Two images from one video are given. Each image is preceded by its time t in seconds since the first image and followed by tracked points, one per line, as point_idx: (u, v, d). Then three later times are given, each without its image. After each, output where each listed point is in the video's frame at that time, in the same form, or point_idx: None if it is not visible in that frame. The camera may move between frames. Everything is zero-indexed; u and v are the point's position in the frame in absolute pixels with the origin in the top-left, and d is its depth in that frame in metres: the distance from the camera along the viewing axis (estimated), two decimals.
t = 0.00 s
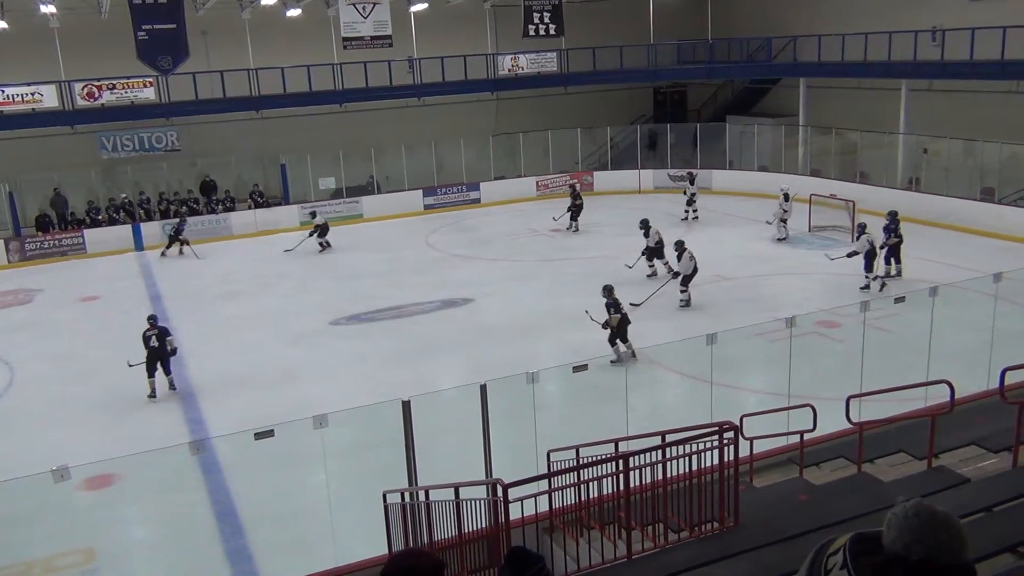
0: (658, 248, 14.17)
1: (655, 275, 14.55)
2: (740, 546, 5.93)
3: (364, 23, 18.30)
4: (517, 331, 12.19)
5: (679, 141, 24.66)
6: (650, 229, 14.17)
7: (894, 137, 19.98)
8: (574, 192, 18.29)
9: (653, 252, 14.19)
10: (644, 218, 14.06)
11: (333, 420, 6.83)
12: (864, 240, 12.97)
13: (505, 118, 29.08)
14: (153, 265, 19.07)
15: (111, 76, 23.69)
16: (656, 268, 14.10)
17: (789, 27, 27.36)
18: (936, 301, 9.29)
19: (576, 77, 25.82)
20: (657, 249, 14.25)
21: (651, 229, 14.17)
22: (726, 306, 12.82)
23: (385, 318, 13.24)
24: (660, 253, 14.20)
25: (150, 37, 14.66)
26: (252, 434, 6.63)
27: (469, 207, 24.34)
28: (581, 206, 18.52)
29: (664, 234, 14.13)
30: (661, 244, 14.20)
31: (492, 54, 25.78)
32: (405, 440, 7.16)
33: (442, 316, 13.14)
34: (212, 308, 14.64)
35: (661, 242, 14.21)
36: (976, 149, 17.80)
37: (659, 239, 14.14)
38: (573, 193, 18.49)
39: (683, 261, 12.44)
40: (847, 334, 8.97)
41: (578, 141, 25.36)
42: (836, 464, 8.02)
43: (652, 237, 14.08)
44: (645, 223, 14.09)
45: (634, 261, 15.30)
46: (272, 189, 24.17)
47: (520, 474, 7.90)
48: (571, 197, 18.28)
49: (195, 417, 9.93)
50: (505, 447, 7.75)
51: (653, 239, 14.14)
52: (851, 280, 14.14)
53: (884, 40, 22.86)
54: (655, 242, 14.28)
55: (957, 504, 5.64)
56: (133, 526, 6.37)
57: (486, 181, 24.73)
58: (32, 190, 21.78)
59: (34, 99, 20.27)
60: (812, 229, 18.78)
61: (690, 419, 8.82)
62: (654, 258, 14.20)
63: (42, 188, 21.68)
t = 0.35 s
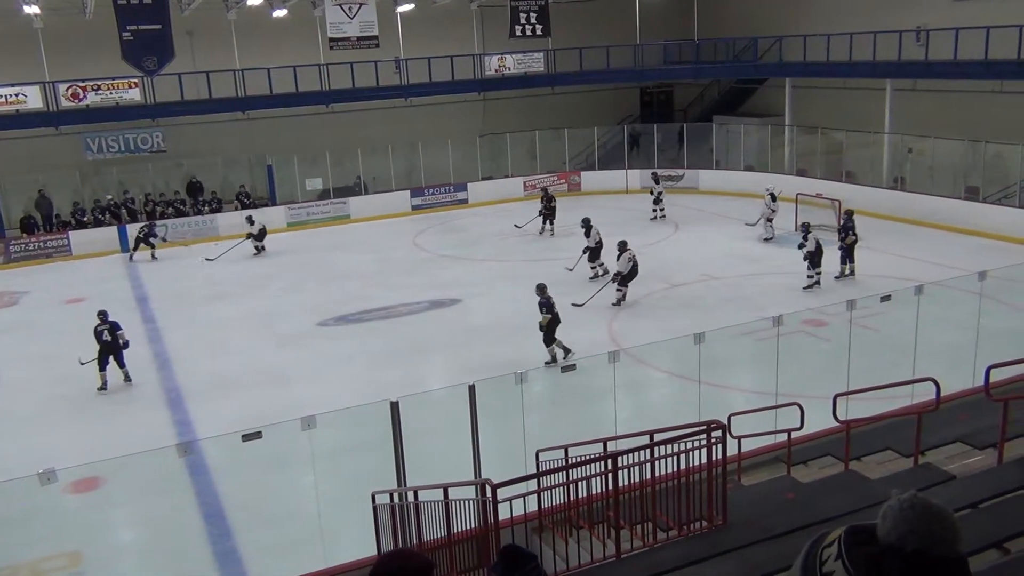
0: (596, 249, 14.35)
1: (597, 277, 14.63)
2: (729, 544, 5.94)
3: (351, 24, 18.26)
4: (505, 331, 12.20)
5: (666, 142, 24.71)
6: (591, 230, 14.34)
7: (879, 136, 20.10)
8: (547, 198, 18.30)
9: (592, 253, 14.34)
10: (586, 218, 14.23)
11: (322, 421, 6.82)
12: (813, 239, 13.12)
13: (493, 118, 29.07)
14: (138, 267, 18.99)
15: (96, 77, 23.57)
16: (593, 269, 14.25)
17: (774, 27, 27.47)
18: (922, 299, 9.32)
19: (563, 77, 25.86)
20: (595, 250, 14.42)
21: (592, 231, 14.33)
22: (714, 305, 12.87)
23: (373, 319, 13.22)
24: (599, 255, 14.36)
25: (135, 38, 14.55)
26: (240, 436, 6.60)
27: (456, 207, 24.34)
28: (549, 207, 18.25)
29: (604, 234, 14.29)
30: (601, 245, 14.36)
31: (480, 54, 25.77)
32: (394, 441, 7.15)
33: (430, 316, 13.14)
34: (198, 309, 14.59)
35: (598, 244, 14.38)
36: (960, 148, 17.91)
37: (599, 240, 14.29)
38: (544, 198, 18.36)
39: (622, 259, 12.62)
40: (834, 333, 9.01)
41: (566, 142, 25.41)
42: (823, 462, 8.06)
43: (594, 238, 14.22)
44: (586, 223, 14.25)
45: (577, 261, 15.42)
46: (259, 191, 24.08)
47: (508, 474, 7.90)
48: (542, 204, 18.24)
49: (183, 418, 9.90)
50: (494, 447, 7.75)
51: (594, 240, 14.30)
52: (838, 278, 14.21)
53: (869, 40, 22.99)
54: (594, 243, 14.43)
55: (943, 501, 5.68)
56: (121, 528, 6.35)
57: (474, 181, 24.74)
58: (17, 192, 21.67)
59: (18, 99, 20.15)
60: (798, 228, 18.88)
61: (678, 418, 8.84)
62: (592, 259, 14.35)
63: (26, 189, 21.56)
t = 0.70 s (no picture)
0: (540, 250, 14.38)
1: (540, 280, 14.57)
2: (718, 544, 5.96)
3: (340, 25, 18.22)
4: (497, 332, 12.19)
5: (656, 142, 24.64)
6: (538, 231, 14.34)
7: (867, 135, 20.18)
8: (526, 203, 17.90)
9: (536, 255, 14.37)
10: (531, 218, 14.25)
11: (313, 424, 6.83)
12: (761, 240, 13.32)
13: (482, 118, 29.06)
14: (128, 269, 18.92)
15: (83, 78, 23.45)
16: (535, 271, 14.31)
17: (761, 27, 27.59)
18: (910, 298, 9.35)
19: (553, 77, 25.87)
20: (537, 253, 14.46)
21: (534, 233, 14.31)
22: (704, 304, 12.90)
23: (363, 320, 13.20)
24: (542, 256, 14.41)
25: (122, 39, 14.48)
26: (231, 439, 6.59)
27: (448, 208, 24.54)
28: (532, 215, 17.51)
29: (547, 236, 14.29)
30: (543, 247, 14.36)
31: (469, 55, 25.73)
32: (384, 443, 7.15)
33: (421, 317, 13.13)
34: (188, 312, 14.55)
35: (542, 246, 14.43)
36: (948, 147, 17.97)
37: (540, 242, 14.29)
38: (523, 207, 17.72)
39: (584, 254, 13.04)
40: (824, 333, 9.01)
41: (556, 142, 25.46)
42: (813, 460, 8.07)
43: (535, 240, 14.19)
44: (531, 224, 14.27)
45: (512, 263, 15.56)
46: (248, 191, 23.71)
47: (499, 475, 7.90)
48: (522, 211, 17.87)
49: (172, 420, 9.88)
50: (484, 448, 7.74)
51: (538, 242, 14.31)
52: (828, 278, 14.25)
53: (857, 40, 23.05)
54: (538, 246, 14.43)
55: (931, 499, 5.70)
56: (111, 531, 6.34)
57: (464, 182, 24.73)
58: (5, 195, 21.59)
59: (5, 101, 20.04)
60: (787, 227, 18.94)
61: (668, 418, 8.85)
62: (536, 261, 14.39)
63: (14, 191, 21.48)
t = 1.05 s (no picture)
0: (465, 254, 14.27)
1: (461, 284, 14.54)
2: (690, 543, 5.99)
3: (311, 27, 18.16)
4: (470, 334, 12.21)
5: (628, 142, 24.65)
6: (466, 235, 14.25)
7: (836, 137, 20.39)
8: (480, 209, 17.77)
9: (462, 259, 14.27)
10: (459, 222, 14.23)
11: (285, 427, 6.79)
12: (694, 236, 13.70)
13: (455, 121, 29.05)
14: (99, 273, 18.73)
15: (50, 81, 23.21)
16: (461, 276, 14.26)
17: (730, 29, 27.79)
18: (879, 297, 9.44)
19: (525, 79, 25.92)
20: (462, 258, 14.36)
21: (462, 236, 14.18)
22: (677, 305, 12.97)
23: (336, 323, 13.16)
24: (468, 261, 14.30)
25: (90, 41, 14.36)
26: (201, 443, 6.52)
27: (422, 210, 24.28)
28: (485, 222, 17.50)
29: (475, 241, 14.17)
30: (470, 251, 14.25)
31: (441, 57, 25.72)
32: (356, 446, 7.14)
33: (394, 320, 13.11)
34: (159, 316, 14.43)
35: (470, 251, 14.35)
36: (916, 148, 18.18)
37: (466, 246, 14.19)
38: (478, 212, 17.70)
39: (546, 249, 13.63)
40: (794, 332, 9.07)
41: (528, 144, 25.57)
42: (784, 459, 8.13)
43: (461, 244, 14.06)
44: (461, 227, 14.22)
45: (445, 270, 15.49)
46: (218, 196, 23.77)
47: (473, 477, 7.90)
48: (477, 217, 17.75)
49: (143, 426, 9.80)
50: (457, 450, 7.75)
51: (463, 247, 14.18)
52: (798, 278, 14.37)
53: (825, 43, 23.28)
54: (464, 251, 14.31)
55: (899, 495, 5.77)
56: (80, 539, 6.27)
57: (438, 185, 24.71)
58: None
59: None
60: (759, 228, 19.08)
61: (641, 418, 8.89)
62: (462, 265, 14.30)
63: None
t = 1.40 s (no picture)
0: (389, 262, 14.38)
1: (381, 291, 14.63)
2: (656, 544, 6.02)
3: (274, 31, 18.06)
4: (438, 338, 12.21)
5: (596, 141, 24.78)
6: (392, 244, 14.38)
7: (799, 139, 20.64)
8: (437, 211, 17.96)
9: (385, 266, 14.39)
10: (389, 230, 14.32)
11: (251, 436, 6.77)
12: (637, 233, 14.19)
13: (422, 124, 29.04)
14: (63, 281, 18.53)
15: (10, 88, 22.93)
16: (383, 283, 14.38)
17: (693, 32, 28.04)
18: (842, 296, 9.55)
19: (492, 82, 25.98)
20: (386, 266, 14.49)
21: (387, 243, 14.31)
22: (644, 307, 13.04)
23: (304, 329, 13.11)
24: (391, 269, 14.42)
25: (49, 47, 14.20)
26: (166, 453, 6.52)
27: (389, 214, 24.42)
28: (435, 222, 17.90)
29: (399, 249, 14.31)
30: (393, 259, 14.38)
31: (407, 61, 25.68)
32: (324, 453, 7.12)
33: (361, 325, 13.09)
34: (124, 324, 14.30)
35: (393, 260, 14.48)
36: (878, 148, 18.40)
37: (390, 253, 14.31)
38: (432, 214, 17.92)
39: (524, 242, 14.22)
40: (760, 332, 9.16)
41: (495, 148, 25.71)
42: (751, 457, 8.20)
43: (387, 251, 14.17)
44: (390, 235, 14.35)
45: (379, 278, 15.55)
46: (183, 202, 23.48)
47: (441, 481, 7.91)
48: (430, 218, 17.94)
49: (107, 437, 9.71)
50: (426, 455, 7.75)
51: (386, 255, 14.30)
52: (763, 278, 14.50)
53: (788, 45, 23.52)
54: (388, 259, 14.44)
55: (860, 492, 5.84)
56: (44, 552, 6.23)
57: (405, 189, 24.67)
58: None
59: None
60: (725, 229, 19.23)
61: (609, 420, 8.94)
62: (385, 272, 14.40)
63: None
